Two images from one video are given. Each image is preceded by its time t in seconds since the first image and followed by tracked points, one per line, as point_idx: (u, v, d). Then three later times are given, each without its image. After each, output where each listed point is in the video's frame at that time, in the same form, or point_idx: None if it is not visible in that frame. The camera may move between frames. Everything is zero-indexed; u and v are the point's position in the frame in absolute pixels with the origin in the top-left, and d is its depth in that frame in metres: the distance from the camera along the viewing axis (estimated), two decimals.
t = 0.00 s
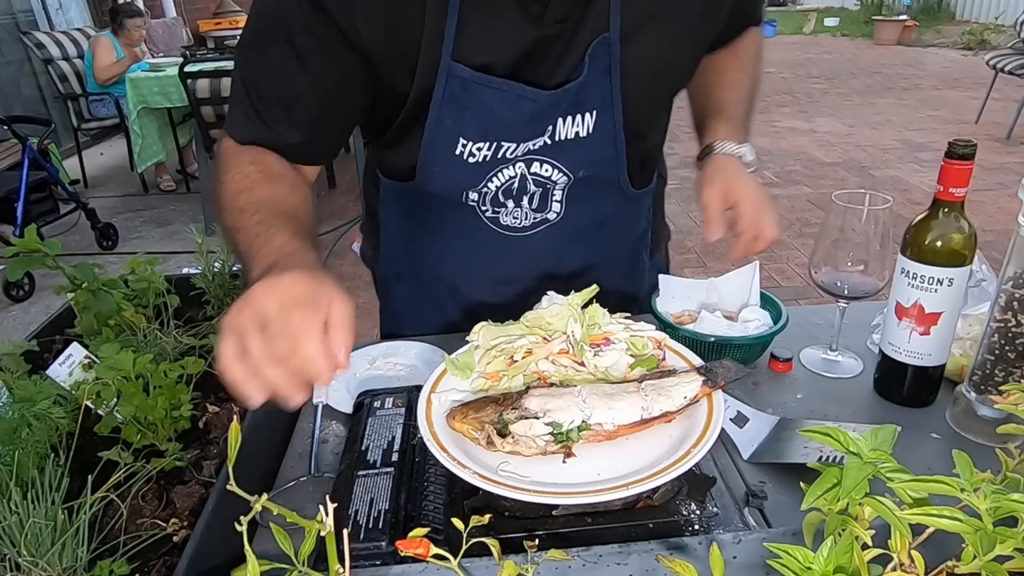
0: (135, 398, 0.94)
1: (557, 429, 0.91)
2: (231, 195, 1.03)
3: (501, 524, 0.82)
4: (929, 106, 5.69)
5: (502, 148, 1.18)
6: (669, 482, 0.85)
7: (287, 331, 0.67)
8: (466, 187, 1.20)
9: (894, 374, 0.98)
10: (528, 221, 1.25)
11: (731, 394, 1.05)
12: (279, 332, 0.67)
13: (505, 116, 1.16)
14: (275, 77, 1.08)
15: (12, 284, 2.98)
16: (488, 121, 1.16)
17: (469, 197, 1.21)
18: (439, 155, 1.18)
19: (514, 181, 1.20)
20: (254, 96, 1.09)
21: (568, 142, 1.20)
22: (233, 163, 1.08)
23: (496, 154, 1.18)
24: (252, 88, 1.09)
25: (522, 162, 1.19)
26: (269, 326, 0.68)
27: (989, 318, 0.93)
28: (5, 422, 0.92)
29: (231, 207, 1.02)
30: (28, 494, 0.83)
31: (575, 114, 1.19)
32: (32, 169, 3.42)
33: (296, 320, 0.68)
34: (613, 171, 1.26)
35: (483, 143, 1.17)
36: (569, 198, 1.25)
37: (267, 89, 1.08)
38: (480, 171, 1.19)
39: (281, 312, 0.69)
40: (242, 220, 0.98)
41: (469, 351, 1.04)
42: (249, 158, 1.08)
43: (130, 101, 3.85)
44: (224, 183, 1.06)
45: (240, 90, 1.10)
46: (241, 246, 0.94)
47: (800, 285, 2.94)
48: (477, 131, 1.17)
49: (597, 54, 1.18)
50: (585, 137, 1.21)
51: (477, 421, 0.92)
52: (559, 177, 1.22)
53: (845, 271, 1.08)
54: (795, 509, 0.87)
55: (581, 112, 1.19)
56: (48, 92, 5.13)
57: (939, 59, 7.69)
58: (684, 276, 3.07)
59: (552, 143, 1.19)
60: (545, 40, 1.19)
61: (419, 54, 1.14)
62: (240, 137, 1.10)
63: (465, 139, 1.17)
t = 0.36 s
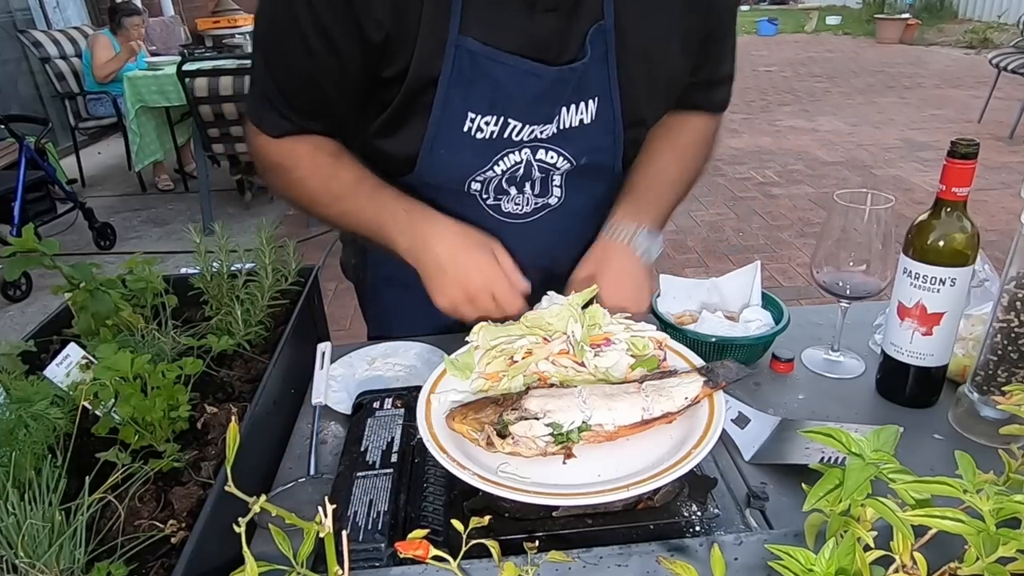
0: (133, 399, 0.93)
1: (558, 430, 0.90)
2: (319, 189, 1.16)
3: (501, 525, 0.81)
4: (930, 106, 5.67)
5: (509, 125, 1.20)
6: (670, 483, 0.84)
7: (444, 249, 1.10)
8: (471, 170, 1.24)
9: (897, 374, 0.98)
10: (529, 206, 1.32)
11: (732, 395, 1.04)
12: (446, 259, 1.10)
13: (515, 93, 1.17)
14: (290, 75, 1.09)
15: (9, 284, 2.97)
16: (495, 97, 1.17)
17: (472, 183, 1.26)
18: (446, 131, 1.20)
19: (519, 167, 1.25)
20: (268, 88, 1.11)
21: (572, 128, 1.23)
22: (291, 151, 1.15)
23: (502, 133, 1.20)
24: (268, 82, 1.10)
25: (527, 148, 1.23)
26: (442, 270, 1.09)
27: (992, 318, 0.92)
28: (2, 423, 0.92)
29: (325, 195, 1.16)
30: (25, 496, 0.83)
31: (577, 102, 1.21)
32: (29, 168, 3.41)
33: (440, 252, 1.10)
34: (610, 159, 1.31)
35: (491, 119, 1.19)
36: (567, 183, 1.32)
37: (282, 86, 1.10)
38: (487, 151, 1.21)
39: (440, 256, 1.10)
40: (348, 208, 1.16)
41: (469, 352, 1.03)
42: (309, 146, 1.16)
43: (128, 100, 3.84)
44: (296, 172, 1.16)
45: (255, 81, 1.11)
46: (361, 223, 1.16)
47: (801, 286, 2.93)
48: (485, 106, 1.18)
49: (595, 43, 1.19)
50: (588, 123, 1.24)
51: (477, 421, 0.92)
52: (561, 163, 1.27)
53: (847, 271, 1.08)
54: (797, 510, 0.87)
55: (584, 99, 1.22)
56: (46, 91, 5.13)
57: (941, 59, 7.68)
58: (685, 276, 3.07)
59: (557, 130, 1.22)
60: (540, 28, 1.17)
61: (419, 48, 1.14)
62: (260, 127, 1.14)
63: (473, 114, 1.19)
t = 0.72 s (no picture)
0: (130, 400, 0.93)
1: (558, 431, 0.89)
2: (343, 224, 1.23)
3: (501, 526, 0.81)
4: (931, 105, 5.67)
5: (487, 123, 1.20)
6: (671, 484, 0.84)
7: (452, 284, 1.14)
8: (451, 168, 1.24)
9: (899, 374, 0.97)
10: (513, 206, 1.32)
11: (733, 396, 1.04)
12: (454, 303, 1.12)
13: (490, 92, 1.17)
14: (287, 78, 1.13)
15: (5, 284, 2.97)
16: (473, 95, 1.18)
17: (456, 181, 1.26)
18: (424, 131, 1.20)
19: (499, 164, 1.24)
20: (266, 91, 1.16)
21: (551, 125, 1.23)
22: (319, 185, 1.23)
23: (480, 130, 1.20)
24: (267, 85, 1.15)
25: (507, 145, 1.23)
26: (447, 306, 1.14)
27: (995, 319, 0.91)
28: None
29: (349, 232, 1.24)
30: (22, 497, 0.82)
31: (556, 98, 1.21)
32: (26, 168, 3.41)
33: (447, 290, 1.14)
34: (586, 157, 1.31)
35: (468, 116, 1.19)
36: (550, 182, 1.32)
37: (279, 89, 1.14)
38: (466, 148, 1.22)
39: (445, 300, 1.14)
40: (370, 246, 1.22)
41: (469, 352, 1.02)
42: (338, 184, 1.23)
43: (126, 99, 3.83)
44: (326, 208, 1.24)
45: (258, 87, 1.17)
46: (384, 261, 1.22)
47: (803, 286, 2.92)
48: (462, 104, 1.19)
49: (572, 39, 1.18)
50: (567, 120, 1.24)
51: (477, 422, 0.91)
52: (543, 162, 1.27)
53: (849, 271, 1.07)
54: (798, 511, 0.86)
55: (562, 96, 1.21)
56: (43, 90, 5.12)
57: (941, 58, 7.67)
58: (687, 275, 3.06)
59: (536, 128, 1.22)
60: (520, 27, 1.18)
61: (399, 46, 1.15)
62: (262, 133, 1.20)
63: (451, 112, 1.19)
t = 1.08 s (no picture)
0: (128, 400, 0.93)
1: (558, 432, 0.89)
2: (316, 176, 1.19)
3: (501, 528, 0.80)
4: (932, 105, 5.66)
5: (512, 118, 1.21)
6: (672, 486, 0.83)
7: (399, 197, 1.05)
8: (475, 160, 1.25)
9: (901, 375, 0.97)
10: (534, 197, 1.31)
11: (734, 396, 1.04)
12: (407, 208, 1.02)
13: (517, 85, 1.18)
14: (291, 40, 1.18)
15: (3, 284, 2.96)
16: (500, 89, 1.19)
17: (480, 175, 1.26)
18: (450, 123, 1.22)
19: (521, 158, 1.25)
20: (270, 52, 1.21)
21: (575, 123, 1.25)
22: (297, 151, 1.22)
23: (506, 123, 1.22)
24: (270, 46, 1.20)
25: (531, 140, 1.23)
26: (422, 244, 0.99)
27: (997, 318, 0.91)
28: None
29: (319, 176, 1.18)
30: (19, 498, 0.82)
31: (584, 97, 1.22)
32: (24, 167, 3.40)
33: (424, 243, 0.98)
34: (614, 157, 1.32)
35: (495, 108, 1.21)
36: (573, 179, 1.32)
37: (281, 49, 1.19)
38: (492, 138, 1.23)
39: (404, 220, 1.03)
40: (334, 184, 1.15)
41: (468, 354, 1.03)
42: (310, 142, 1.21)
43: (124, 98, 3.82)
44: (303, 162, 1.21)
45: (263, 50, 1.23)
46: (346, 195, 1.13)
47: (804, 286, 2.92)
48: (490, 96, 1.20)
49: (603, 37, 1.20)
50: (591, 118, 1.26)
51: (476, 423, 0.91)
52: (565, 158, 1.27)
53: (851, 271, 1.07)
54: (800, 512, 0.86)
55: (590, 94, 1.23)
56: (41, 89, 5.11)
57: (943, 57, 7.65)
58: (687, 276, 3.05)
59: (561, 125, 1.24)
60: (549, 21, 1.20)
61: (424, 38, 1.19)
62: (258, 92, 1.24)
63: (478, 104, 1.20)
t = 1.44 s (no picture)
0: (126, 401, 0.92)
1: (559, 432, 0.88)
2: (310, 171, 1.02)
3: (500, 529, 0.80)
4: (933, 104, 5.65)
5: (578, 147, 1.22)
6: (673, 487, 0.83)
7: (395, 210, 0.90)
8: (529, 180, 1.25)
9: (903, 375, 0.96)
10: (583, 212, 1.30)
11: (736, 397, 1.03)
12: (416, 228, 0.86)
13: (590, 119, 1.19)
14: (352, 19, 1.05)
15: None
16: (571, 119, 1.19)
17: (530, 190, 1.27)
18: (515, 145, 1.21)
19: (579, 185, 1.26)
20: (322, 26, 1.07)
21: (638, 158, 1.25)
22: (303, 136, 1.04)
23: (569, 152, 1.22)
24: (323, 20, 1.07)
25: (591, 169, 1.24)
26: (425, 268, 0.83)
27: (999, 319, 0.90)
28: None
29: (316, 172, 1.01)
30: (17, 499, 0.82)
31: (652, 134, 1.23)
32: (21, 166, 3.39)
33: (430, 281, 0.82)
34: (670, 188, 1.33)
35: (561, 138, 1.21)
36: (623, 206, 1.32)
37: (336, 26, 1.05)
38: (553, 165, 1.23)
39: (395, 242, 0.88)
40: (331, 183, 0.98)
41: (468, 354, 1.02)
42: (321, 131, 1.04)
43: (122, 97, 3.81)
44: (305, 152, 1.04)
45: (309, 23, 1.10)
46: (342, 203, 0.95)
47: (805, 286, 2.91)
48: (559, 125, 1.20)
49: (679, 79, 1.21)
50: (654, 156, 1.26)
51: (476, 424, 0.90)
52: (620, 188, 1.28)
53: (853, 271, 1.06)
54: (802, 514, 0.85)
55: (657, 132, 1.23)
56: (38, 88, 5.11)
57: (944, 56, 7.64)
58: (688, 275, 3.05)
59: (623, 159, 1.24)
60: (626, 55, 1.20)
61: (506, 53, 1.16)
62: (295, 67, 1.08)
63: (545, 130, 1.20)
